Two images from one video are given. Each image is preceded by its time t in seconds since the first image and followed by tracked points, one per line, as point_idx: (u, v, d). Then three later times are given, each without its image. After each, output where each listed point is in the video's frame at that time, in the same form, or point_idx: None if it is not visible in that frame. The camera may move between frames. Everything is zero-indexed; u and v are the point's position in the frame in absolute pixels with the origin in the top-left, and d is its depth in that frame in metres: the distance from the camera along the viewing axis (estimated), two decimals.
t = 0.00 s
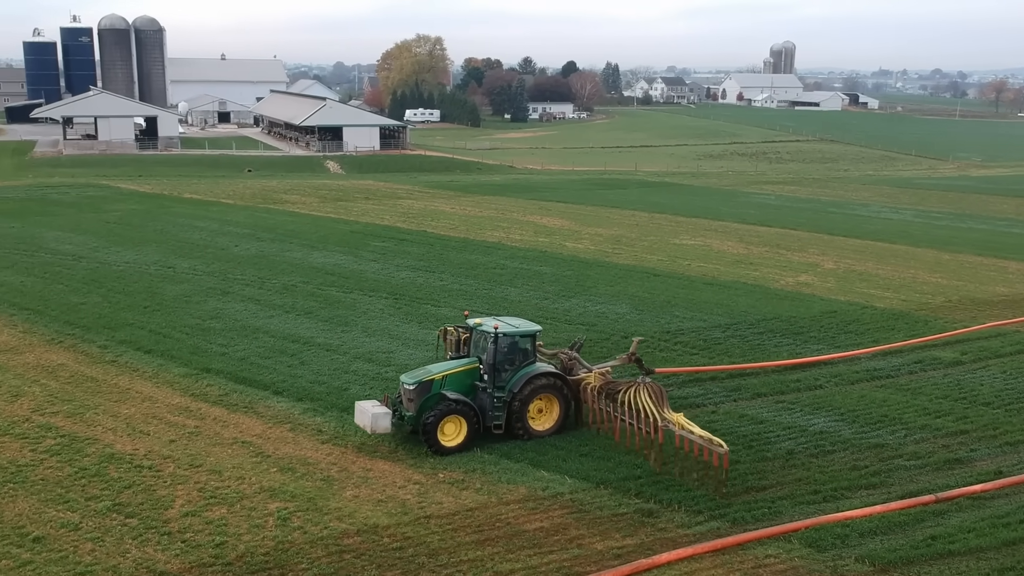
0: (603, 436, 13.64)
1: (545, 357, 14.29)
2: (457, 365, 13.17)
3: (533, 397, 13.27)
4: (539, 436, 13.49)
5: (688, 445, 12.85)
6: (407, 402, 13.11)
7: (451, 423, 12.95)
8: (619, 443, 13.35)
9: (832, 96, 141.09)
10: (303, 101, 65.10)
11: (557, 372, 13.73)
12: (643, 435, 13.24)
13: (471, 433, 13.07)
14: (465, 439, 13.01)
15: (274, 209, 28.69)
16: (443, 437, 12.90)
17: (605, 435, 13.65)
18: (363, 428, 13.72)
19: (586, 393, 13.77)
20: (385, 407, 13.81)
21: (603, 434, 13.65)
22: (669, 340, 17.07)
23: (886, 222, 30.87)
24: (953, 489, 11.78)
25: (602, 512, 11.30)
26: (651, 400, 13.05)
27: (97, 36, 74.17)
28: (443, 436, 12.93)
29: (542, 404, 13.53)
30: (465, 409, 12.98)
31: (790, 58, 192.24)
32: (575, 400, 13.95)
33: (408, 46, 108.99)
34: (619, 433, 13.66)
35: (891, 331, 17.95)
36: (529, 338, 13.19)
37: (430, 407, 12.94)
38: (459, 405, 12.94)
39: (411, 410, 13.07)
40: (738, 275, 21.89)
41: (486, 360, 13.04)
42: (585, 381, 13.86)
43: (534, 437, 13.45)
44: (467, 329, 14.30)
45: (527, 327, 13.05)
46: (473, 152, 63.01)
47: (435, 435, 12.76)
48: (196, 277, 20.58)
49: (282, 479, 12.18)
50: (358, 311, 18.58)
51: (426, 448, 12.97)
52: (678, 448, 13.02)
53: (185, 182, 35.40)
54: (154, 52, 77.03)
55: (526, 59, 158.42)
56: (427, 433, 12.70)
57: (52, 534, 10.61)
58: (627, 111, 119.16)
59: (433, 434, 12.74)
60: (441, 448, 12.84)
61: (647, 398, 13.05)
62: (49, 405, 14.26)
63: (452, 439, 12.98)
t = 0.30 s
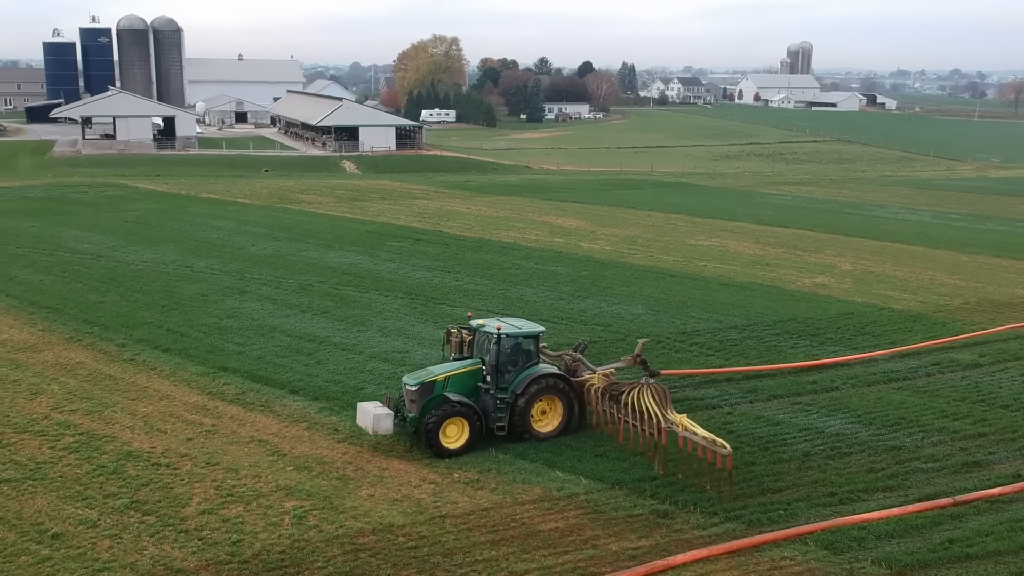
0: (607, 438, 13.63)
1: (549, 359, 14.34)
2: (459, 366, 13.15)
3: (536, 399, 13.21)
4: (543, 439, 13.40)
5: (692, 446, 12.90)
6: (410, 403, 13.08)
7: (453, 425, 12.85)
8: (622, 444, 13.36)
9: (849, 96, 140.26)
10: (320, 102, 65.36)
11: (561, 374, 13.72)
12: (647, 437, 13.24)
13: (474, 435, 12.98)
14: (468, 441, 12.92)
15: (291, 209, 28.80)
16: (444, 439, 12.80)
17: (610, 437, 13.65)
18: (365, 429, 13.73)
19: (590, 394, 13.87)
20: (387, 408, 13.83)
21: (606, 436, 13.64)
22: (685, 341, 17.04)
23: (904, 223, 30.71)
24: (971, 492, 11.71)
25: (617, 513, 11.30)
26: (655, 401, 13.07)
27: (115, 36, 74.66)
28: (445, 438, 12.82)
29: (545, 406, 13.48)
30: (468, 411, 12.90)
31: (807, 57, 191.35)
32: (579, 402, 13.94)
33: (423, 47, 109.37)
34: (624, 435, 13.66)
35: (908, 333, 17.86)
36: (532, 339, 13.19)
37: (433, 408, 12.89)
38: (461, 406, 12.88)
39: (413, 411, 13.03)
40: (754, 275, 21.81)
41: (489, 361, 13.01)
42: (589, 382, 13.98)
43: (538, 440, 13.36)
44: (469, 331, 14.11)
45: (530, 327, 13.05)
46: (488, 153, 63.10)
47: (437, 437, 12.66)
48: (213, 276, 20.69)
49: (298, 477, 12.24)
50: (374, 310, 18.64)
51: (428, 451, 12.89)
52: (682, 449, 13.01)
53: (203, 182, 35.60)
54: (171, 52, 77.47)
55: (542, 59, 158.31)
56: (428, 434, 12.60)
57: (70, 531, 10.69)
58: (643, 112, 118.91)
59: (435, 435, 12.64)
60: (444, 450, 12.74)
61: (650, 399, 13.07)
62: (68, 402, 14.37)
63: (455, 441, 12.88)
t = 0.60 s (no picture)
0: (610, 441, 13.52)
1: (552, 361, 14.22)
2: (462, 368, 13.05)
3: (539, 401, 13.14)
4: (545, 441, 13.35)
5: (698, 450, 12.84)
6: (412, 406, 12.99)
7: (455, 427, 12.77)
8: (626, 447, 13.26)
9: (867, 96, 139.55)
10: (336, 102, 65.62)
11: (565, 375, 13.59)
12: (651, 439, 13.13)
13: (476, 438, 12.90)
14: (470, 444, 12.84)
15: (307, 208, 28.93)
16: (446, 442, 12.73)
17: (613, 440, 13.55)
18: (367, 431, 13.61)
19: (593, 397, 13.72)
20: (388, 410, 13.70)
21: (609, 439, 13.53)
22: (701, 342, 16.99)
23: (922, 224, 30.54)
24: (989, 495, 11.64)
25: (632, 514, 11.29)
26: (658, 402, 12.98)
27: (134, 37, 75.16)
28: (446, 440, 12.75)
29: (548, 408, 13.39)
30: (471, 413, 12.80)
31: (824, 58, 190.52)
32: (583, 404, 13.84)
33: (439, 48, 109.67)
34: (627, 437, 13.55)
35: (925, 335, 17.76)
36: (535, 341, 13.08)
37: (435, 411, 12.80)
38: (463, 409, 12.78)
39: (415, 413, 12.96)
40: (771, 277, 21.74)
41: (491, 363, 12.93)
42: (593, 385, 13.76)
43: (541, 442, 13.31)
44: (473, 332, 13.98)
45: (533, 328, 12.93)
46: (503, 153, 63.18)
47: (439, 439, 12.59)
48: (230, 275, 20.81)
49: (314, 476, 12.29)
50: (389, 310, 18.69)
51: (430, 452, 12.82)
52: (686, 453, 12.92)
53: (220, 181, 35.80)
54: (188, 53, 77.88)
55: (558, 59, 158.29)
56: (430, 437, 12.55)
57: (88, 528, 10.77)
58: (659, 112, 118.68)
59: (437, 438, 12.58)
60: (446, 452, 12.68)
61: (654, 401, 12.98)
62: (86, 400, 14.49)
63: (457, 443, 12.81)
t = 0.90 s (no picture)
0: (614, 444, 13.46)
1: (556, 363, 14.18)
2: (464, 369, 13.02)
3: (542, 402, 13.09)
4: (548, 443, 13.28)
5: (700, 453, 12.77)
6: (414, 407, 12.97)
7: (456, 429, 12.73)
8: (629, 449, 13.22)
9: (885, 96, 138.76)
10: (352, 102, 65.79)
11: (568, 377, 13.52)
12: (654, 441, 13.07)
13: (478, 440, 12.84)
14: (472, 445, 12.79)
15: (324, 208, 29.05)
16: (448, 443, 12.69)
17: (616, 442, 13.48)
18: (369, 432, 13.72)
19: (597, 399, 13.63)
20: (391, 411, 13.80)
21: (613, 441, 13.47)
22: (716, 343, 16.95)
23: (940, 226, 30.35)
24: (1008, 498, 11.56)
25: (647, 515, 11.28)
26: (661, 404, 12.95)
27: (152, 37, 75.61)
28: (448, 441, 12.71)
29: (551, 410, 13.33)
30: (473, 414, 12.75)
31: (841, 58, 189.66)
32: (586, 406, 13.80)
33: (455, 48, 109.99)
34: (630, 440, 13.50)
35: (943, 337, 17.66)
36: (538, 342, 13.05)
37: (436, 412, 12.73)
38: (465, 410, 12.70)
39: (417, 414, 12.93)
40: (787, 278, 21.66)
41: (494, 364, 12.92)
42: (596, 386, 13.68)
43: (544, 444, 13.25)
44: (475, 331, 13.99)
45: (536, 330, 12.91)
46: (519, 153, 63.21)
47: (440, 440, 12.54)
48: (247, 274, 20.92)
49: (330, 474, 12.35)
50: (405, 310, 18.74)
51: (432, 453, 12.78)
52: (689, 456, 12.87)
53: (238, 181, 35.97)
54: (206, 53, 78.31)
55: (574, 59, 158.25)
56: (432, 438, 12.47)
57: (106, 525, 10.86)
58: (675, 112, 118.35)
59: (439, 439, 12.52)
60: (447, 454, 12.63)
61: (657, 402, 12.95)
62: (104, 398, 14.60)
63: (458, 445, 12.77)
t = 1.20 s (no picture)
0: (617, 447, 13.34)
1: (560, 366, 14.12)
2: (466, 371, 13.01)
3: (545, 404, 13.02)
4: (551, 445, 13.19)
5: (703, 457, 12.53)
6: (416, 408, 12.97)
7: (458, 431, 12.66)
8: (633, 452, 13.07)
9: (904, 97, 137.78)
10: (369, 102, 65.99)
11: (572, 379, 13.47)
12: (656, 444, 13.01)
13: (480, 442, 12.76)
14: (474, 447, 12.71)
15: (340, 208, 29.14)
16: (450, 445, 12.62)
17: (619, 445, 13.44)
18: (370, 433, 13.66)
19: (601, 401, 13.68)
20: (393, 412, 13.72)
21: (616, 444, 13.35)
22: (732, 345, 16.91)
23: (959, 227, 30.13)
24: None
25: (662, 516, 11.27)
26: (664, 408, 12.91)
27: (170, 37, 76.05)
28: (450, 443, 12.64)
29: (554, 412, 13.26)
30: (475, 416, 12.69)
31: (859, 58, 188.52)
32: (590, 408, 13.72)
33: (472, 48, 110.17)
34: (634, 443, 13.40)
35: (961, 339, 17.53)
36: (541, 343, 13.06)
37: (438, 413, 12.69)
38: (467, 411, 12.66)
39: (419, 416, 12.90)
40: (804, 279, 21.56)
41: (496, 365, 12.90)
42: (600, 388, 13.72)
43: (546, 446, 13.15)
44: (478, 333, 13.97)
45: (539, 331, 12.93)
46: (535, 154, 63.17)
47: (442, 442, 12.49)
48: (264, 274, 21.02)
49: (346, 473, 12.40)
50: (421, 310, 18.77)
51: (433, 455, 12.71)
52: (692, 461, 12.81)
53: (256, 181, 36.11)
54: (224, 54, 78.73)
55: (590, 60, 158.01)
56: (433, 439, 12.43)
57: (124, 522, 10.94)
58: (692, 113, 117.98)
59: (441, 440, 12.46)
60: (448, 455, 12.55)
61: (660, 406, 12.92)
62: (123, 396, 14.70)
63: (460, 447, 12.69)
